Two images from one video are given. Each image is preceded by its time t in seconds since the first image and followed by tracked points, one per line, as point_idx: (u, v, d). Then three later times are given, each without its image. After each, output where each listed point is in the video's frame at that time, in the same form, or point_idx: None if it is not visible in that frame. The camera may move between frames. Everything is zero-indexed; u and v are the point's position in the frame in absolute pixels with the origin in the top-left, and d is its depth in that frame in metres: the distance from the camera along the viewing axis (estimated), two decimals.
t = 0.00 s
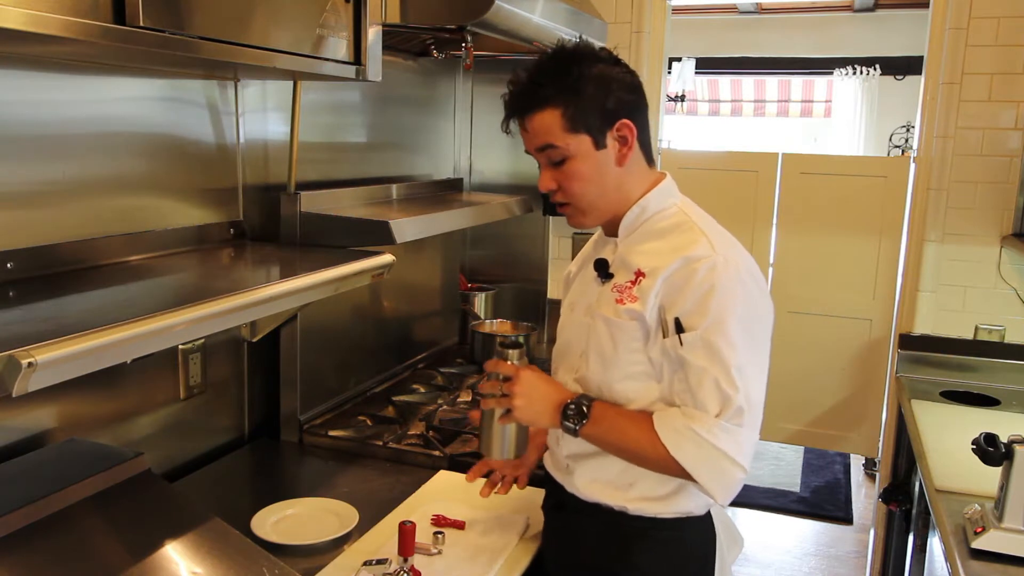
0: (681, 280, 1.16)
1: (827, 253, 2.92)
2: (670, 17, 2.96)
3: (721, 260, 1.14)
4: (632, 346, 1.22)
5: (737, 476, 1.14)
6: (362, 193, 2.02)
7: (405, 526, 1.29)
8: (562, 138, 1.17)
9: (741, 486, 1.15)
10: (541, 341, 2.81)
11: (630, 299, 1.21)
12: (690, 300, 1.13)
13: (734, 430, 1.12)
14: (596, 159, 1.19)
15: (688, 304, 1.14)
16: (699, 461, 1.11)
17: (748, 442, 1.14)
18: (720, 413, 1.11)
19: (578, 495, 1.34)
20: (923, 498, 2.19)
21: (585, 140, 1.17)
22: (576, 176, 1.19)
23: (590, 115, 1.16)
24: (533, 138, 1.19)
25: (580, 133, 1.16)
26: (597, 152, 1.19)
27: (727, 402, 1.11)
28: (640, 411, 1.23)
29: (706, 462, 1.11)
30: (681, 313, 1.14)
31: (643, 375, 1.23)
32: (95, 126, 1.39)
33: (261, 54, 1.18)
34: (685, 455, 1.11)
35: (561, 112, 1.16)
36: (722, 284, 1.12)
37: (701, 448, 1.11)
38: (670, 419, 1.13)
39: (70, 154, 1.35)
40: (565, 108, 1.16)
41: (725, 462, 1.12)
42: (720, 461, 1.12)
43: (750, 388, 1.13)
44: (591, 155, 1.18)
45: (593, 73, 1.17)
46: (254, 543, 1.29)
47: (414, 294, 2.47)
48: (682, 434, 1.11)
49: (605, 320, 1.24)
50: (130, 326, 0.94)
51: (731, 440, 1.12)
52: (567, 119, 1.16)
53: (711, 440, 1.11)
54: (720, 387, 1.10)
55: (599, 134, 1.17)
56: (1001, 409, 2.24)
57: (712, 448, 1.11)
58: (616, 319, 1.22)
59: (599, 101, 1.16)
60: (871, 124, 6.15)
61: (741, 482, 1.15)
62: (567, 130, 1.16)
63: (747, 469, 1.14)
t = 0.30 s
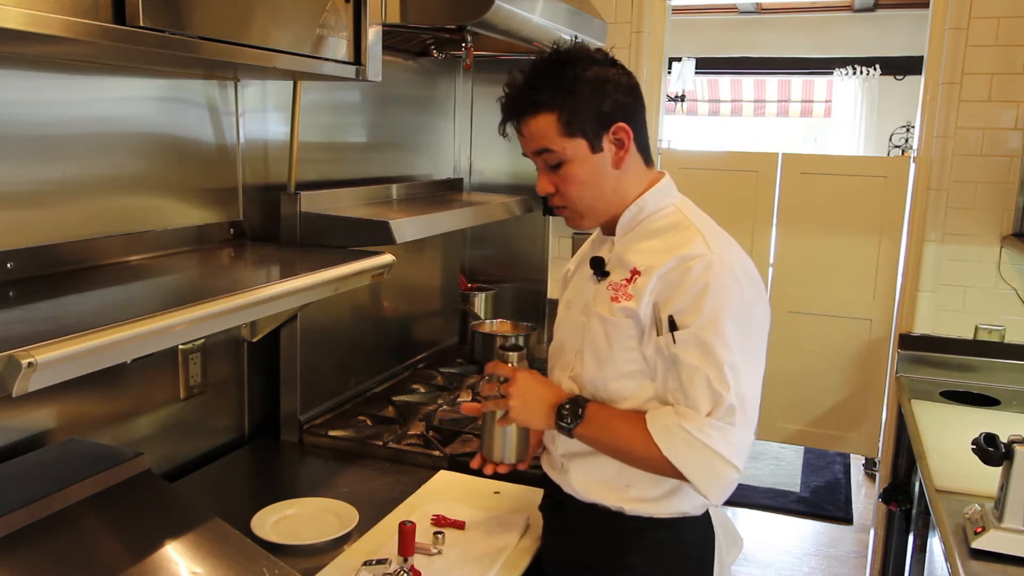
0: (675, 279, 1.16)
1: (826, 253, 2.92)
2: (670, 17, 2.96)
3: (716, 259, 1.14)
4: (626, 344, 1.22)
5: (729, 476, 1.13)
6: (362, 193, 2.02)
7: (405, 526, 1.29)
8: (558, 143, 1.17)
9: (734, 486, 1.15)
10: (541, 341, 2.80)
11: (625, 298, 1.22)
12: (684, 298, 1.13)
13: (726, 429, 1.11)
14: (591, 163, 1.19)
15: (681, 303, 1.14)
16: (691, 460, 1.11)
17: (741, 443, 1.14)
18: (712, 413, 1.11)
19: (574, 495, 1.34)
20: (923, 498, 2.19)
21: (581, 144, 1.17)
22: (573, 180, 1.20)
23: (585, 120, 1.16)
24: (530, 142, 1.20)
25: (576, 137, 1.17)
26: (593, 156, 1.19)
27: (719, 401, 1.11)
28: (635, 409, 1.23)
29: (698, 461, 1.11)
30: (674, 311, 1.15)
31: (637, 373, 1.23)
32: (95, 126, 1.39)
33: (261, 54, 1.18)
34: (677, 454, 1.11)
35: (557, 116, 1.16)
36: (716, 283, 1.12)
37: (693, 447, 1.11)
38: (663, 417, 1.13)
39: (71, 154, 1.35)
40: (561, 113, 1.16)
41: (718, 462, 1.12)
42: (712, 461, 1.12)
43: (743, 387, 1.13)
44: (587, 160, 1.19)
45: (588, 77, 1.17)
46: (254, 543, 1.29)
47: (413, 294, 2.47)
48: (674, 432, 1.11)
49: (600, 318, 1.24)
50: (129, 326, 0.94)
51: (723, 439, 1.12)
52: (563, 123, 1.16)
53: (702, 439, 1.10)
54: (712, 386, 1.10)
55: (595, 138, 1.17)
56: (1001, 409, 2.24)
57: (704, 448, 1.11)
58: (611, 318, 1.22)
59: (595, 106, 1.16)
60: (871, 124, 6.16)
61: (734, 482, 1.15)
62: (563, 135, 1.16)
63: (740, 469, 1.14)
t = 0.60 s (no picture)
0: (675, 279, 1.16)
1: (826, 253, 2.92)
2: (670, 17, 2.96)
3: (715, 260, 1.14)
4: (626, 345, 1.22)
5: (730, 477, 1.13)
6: (363, 193, 2.02)
7: (405, 526, 1.29)
8: (555, 144, 1.17)
9: (734, 488, 1.15)
10: (541, 341, 2.80)
11: (624, 298, 1.22)
12: (683, 299, 1.14)
13: (726, 430, 1.11)
14: (589, 164, 1.20)
15: (680, 304, 1.14)
16: (691, 461, 1.11)
17: (742, 444, 1.14)
18: (712, 414, 1.11)
19: (573, 496, 1.34)
20: (923, 498, 2.19)
21: (579, 145, 1.17)
22: (571, 181, 1.20)
23: (582, 121, 1.16)
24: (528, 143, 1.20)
25: (573, 138, 1.17)
26: (591, 157, 1.19)
27: (720, 402, 1.10)
28: (634, 410, 1.23)
29: (699, 462, 1.11)
30: (673, 312, 1.15)
31: (637, 374, 1.23)
32: (95, 126, 1.39)
33: (261, 54, 1.18)
34: (677, 455, 1.11)
35: (554, 118, 1.16)
36: (716, 283, 1.12)
37: (693, 448, 1.11)
38: (663, 418, 1.13)
39: (71, 154, 1.35)
40: (558, 114, 1.16)
41: (719, 463, 1.12)
42: (712, 462, 1.11)
43: (743, 388, 1.12)
44: (585, 161, 1.19)
45: (585, 77, 1.17)
46: (254, 543, 1.29)
47: (413, 294, 2.47)
48: (675, 433, 1.11)
49: (599, 319, 1.24)
50: (129, 326, 0.94)
51: (724, 440, 1.11)
52: (560, 124, 1.16)
53: (702, 440, 1.10)
54: (712, 387, 1.10)
55: (592, 139, 1.17)
56: (1001, 409, 2.24)
57: (704, 448, 1.11)
58: (610, 318, 1.22)
59: (592, 107, 1.16)
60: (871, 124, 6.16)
61: (734, 483, 1.15)
62: (561, 135, 1.17)
63: (740, 470, 1.14)
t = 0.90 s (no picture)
0: (676, 278, 1.16)
1: (826, 253, 2.92)
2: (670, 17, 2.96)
3: (715, 258, 1.14)
4: (627, 345, 1.22)
5: (735, 475, 1.13)
6: (363, 193, 2.02)
7: (405, 526, 1.29)
8: (576, 123, 1.16)
9: (739, 484, 1.15)
10: (541, 341, 2.80)
11: (625, 299, 1.21)
12: (684, 299, 1.13)
13: (730, 428, 1.11)
14: (605, 148, 1.19)
15: (682, 303, 1.14)
16: (695, 459, 1.11)
17: (745, 442, 1.14)
18: (716, 412, 1.11)
19: (576, 497, 1.34)
20: (923, 498, 2.19)
21: (598, 128, 1.17)
22: (587, 163, 1.18)
23: (602, 103, 1.17)
24: (545, 123, 1.18)
25: (592, 120, 1.17)
26: (607, 141, 1.19)
27: (723, 400, 1.11)
28: (636, 409, 1.23)
29: (702, 460, 1.11)
30: (675, 311, 1.15)
31: (639, 374, 1.23)
32: (95, 126, 1.39)
33: (261, 54, 1.18)
34: (680, 453, 1.11)
35: (575, 98, 1.16)
36: (717, 282, 1.12)
37: (696, 446, 1.11)
38: (666, 417, 1.13)
39: (71, 154, 1.35)
40: (579, 96, 1.16)
41: (723, 461, 1.12)
42: (717, 460, 1.11)
43: (746, 386, 1.12)
44: (601, 144, 1.18)
45: (602, 66, 1.19)
46: (254, 543, 1.29)
47: (413, 294, 2.47)
48: (677, 432, 1.11)
49: (599, 320, 1.24)
50: (129, 326, 0.94)
51: (727, 438, 1.11)
52: (581, 106, 1.16)
53: (706, 438, 1.10)
54: (716, 386, 1.10)
55: (610, 123, 1.18)
56: (1001, 409, 2.24)
57: (707, 446, 1.11)
58: (611, 319, 1.22)
59: (610, 92, 1.18)
60: (871, 124, 6.16)
61: (739, 480, 1.15)
62: (581, 116, 1.16)
63: (744, 467, 1.14)
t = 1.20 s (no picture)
0: (683, 276, 1.16)
1: (826, 253, 2.92)
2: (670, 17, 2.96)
3: (721, 256, 1.15)
4: (635, 345, 1.22)
5: (752, 468, 1.14)
6: (363, 194, 2.02)
7: (405, 526, 1.29)
8: (598, 111, 1.17)
9: (755, 477, 1.15)
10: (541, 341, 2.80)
11: (630, 298, 1.21)
12: (694, 297, 1.14)
13: (746, 422, 1.12)
14: (620, 140, 1.20)
15: (692, 301, 1.14)
16: (714, 455, 1.11)
17: (760, 434, 1.14)
18: (732, 407, 1.12)
19: (582, 498, 1.34)
20: (923, 498, 2.19)
21: (616, 119, 1.19)
22: (603, 154, 1.19)
23: (619, 96, 1.19)
24: (565, 110, 1.18)
25: (612, 111, 1.18)
26: (622, 134, 1.20)
27: (739, 395, 1.11)
28: (643, 408, 1.23)
29: (721, 455, 1.11)
30: (684, 309, 1.15)
31: (646, 373, 1.23)
32: (94, 126, 1.39)
33: (262, 55, 1.18)
34: (698, 450, 1.11)
35: (597, 87, 1.17)
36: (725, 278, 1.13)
37: (714, 441, 1.11)
38: (682, 415, 1.13)
39: (70, 154, 1.35)
40: (600, 85, 1.18)
41: (740, 454, 1.12)
42: (736, 454, 1.12)
43: (759, 380, 1.13)
44: (617, 136, 1.20)
45: (618, 61, 1.21)
46: (254, 543, 1.29)
47: (413, 294, 2.47)
48: (695, 429, 1.11)
49: (604, 320, 1.24)
50: (129, 326, 0.94)
51: (743, 431, 1.12)
52: (602, 95, 1.18)
53: (724, 433, 1.11)
54: (731, 382, 1.11)
55: (626, 116, 1.20)
56: (1002, 409, 2.24)
57: (725, 441, 1.11)
58: (617, 319, 1.22)
59: (625, 86, 1.20)
60: (871, 124, 6.16)
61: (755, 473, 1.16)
62: (602, 105, 1.17)
63: (760, 459, 1.15)
